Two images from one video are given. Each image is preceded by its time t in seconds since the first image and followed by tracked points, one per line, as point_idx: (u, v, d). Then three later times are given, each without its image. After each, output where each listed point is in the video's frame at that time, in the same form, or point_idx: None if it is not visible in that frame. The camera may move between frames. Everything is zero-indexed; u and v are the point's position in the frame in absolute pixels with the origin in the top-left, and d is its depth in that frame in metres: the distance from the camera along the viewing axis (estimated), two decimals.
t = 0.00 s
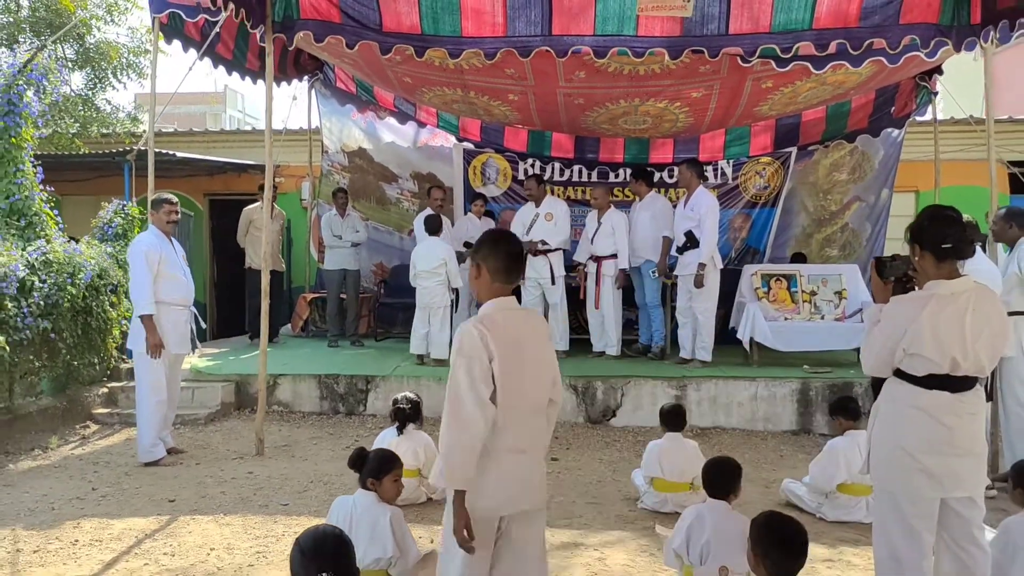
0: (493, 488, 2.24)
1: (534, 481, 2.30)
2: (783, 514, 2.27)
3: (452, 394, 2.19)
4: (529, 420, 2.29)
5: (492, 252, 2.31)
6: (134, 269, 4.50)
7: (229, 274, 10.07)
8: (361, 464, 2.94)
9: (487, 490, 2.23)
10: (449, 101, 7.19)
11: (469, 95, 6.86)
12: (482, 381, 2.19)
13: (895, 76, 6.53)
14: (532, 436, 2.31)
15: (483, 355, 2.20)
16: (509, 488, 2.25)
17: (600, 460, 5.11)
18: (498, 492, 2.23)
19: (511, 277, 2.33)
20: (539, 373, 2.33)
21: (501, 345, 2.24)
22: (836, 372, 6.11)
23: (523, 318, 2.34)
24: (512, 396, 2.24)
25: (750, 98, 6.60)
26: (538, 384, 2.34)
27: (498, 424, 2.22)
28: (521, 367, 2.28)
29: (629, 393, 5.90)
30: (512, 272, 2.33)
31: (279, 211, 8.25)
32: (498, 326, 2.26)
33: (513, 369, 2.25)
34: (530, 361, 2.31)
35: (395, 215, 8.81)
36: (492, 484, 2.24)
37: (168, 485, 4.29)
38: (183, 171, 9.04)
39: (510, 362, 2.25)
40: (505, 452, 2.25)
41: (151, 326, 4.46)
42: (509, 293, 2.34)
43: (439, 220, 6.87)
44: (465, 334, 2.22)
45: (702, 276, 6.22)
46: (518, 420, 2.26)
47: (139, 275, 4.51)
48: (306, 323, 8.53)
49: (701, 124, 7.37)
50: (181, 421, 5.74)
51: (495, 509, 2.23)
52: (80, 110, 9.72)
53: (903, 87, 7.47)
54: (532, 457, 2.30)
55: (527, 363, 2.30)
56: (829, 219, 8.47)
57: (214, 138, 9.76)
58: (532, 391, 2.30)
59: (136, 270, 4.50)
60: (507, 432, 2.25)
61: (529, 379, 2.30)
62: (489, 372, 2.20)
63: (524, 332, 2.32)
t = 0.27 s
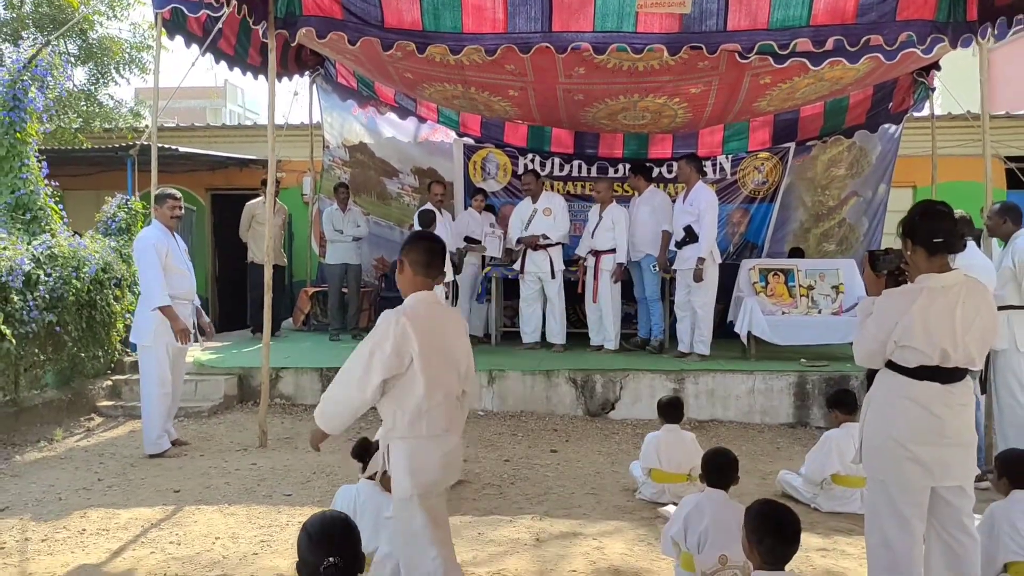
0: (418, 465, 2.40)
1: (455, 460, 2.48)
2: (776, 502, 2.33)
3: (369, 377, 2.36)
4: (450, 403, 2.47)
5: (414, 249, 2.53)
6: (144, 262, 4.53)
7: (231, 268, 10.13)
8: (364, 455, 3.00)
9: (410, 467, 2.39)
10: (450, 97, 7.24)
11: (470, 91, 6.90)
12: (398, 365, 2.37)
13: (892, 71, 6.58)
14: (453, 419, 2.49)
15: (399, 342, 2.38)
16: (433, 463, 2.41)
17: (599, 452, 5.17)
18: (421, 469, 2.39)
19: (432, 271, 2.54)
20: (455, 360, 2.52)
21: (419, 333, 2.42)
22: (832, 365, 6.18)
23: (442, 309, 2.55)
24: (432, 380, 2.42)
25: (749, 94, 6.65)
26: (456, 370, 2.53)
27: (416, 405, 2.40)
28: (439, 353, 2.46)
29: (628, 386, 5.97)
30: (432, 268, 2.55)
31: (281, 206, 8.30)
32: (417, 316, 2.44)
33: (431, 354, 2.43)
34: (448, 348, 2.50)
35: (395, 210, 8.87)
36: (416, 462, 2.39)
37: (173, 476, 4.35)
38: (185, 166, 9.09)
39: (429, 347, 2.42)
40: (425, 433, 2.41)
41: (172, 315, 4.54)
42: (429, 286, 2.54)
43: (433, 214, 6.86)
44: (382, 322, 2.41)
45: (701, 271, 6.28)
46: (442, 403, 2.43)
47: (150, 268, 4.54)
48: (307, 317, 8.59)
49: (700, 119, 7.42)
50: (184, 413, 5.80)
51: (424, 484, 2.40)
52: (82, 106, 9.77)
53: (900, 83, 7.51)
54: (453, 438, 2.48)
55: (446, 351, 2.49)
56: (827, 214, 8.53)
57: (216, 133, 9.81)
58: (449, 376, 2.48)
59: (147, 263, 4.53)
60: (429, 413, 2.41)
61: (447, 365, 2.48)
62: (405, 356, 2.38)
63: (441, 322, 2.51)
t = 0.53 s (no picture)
0: (333, 441, 2.62)
1: (370, 439, 2.69)
2: (776, 498, 2.34)
3: (305, 358, 2.57)
4: (370, 387, 2.68)
5: (352, 242, 2.67)
6: (145, 262, 4.52)
7: (231, 265, 10.13)
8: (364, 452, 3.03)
9: (330, 447, 2.61)
10: (450, 94, 7.24)
11: (470, 88, 6.91)
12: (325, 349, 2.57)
13: (892, 69, 6.59)
14: (372, 401, 2.69)
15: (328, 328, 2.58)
16: (347, 442, 2.63)
17: (599, 449, 5.19)
18: (339, 449, 2.62)
19: (370, 264, 2.69)
20: (380, 349, 2.73)
21: (347, 321, 2.61)
22: (832, 362, 6.19)
23: (373, 301, 2.74)
24: (353, 366, 2.62)
25: (748, 91, 6.65)
26: (379, 357, 2.73)
27: (337, 387, 2.61)
28: (364, 341, 2.67)
29: (628, 382, 5.98)
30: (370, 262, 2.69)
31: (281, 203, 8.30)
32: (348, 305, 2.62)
33: (355, 341, 2.63)
34: (373, 337, 2.70)
35: (395, 206, 8.86)
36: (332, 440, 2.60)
37: (174, 473, 4.36)
38: (185, 163, 9.09)
39: (355, 336, 2.63)
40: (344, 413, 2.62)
41: (162, 317, 4.46)
42: (366, 276, 2.71)
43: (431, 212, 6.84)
44: (314, 311, 2.59)
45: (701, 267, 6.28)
46: (360, 387, 2.64)
47: (150, 267, 4.53)
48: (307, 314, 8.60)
49: (699, 117, 7.42)
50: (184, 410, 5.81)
51: (338, 461, 2.62)
52: (82, 103, 9.77)
53: (900, 80, 7.49)
54: (372, 421, 2.69)
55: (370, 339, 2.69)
56: (827, 211, 8.53)
57: (216, 130, 9.81)
58: (371, 362, 2.69)
59: (148, 263, 4.52)
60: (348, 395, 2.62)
61: (370, 352, 2.68)
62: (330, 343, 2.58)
63: (369, 312, 2.70)
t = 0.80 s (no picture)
0: (262, 426, 2.73)
1: (306, 429, 2.76)
2: (774, 497, 2.32)
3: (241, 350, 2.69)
4: (303, 379, 2.75)
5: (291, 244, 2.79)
6: (138, 261, 4.49)
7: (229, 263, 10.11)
8: (361, 451, 2.94)
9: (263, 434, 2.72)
10: (448, 91, 7.21)
11: (468, 85, 6.88)
12: (257, 342, 2.69)
13: (892, 66, 6.57)
14: (306, 393, 2.76)
15: (260, 322, 2.69)
16: (278, 430, 2.72)
17: (597, 447, 5.17)
18: (271, 436, 2.72)
19: (308, 264, 2.81)
20: (320, 343, 2.80)
21: (279, 317, 2.71)
22: (831, 360, 6.17)
23: (317, 299, 2.82)
24: (284, 358, 2.72)
25: (748, 88, 6.62)
26: (318, 352, 2.79)
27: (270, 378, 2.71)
28: (299, 336, 2.75)
29: (627, 380, 5.96)
30: (312, 262, 2.83)
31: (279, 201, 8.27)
32: (284, 303, 2.73)
33: (287, 335, 2.72)
34: (310, 333, 2.78)
35: (394, 204, 8.84)
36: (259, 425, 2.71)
37: (170, 471, 4.34)
38: (183, 161, 9.07)
39: (288, 330, 2.72)
40: (275, 403, 2.72)
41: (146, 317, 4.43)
42: (307, 277, 2.82)
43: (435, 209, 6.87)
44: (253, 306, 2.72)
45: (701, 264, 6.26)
46: (291, 378, 2.73)
47: (144, 265, 4.49)
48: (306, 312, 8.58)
49: (699, 114, 7.40)
50: (181, 409, 5.80)
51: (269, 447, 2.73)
52: (79, 100, 9.75)
53: (900, 78, 7.42)
54: (306, 412, 2.75)
55: (307, 335, 2.77)
56: (827, 209, 8.52)
57: (214, 128, 9.78)
58: (306, 356, 2.76)
59: (140, 263, 4.48)
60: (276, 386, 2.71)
61: (304, 346, 2.76)
62: (262, 336, 2.69)
63: (308, 309, 2.79)
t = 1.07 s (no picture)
0: (204, 411, 2.86)
1: (248, 412, 2.90)
2: (769, 499, 2.27)
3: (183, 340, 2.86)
4: (243, 365, 2.89)
5: (229, 240, 2.95)
6: (128, 261, 4.42)
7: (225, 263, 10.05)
8: (349, 453, 2.91)
9: (206, 420, 2.84)
10: (444, 88, 7.15)
11: (463, 82, 6.82)
12: (196, 332, 2.85)
13: (890, 61, 6.51)
14: (247, 378, 2.91)
15: (198, 311, 2.86)
16: (220, 413, 2.85)
17: (594, 448, 5.11)
18: (214, 421, 2.85)
19: (247, 254, 2.95)
20: (259, 330, 2.93)
21: (216, 307, 2.87)
22: (831, 359, 6.11)
23: (257, 288, 2.97)
24: (223, 345, 2.87)
25: (746, 83, 6.56)
26: (259, 338, 2.93)
27: (211, 365, 2.86)
28: (237, 324, 2.90)
29: (624, 380, 5.90)
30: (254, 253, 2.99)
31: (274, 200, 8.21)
32: (223, 293, 2.88)
33: (224, 324, 2.88)
34: (249, 321, 2.92)
35: (391, 203, 8.78)
36: (203, 409, 2.86)
37: (161, 474, 4.28)
38: (177, 160, 9.01)
39: (225, 319, 2.87)
40: (217, 388, 2.87)
41: (143, 318, 4.31)
42: (248, 267, 2.97)
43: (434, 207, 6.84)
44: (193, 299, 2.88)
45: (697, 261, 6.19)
46: (232, 364, 2.88)
47: (133, 265, 4.42)
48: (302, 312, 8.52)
49: (697, 110, 7.34)
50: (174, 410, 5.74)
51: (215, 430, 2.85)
52: (73, 99, 9.68)
53: (900, 73, 7.42)
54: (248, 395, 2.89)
55: (247, 323, 2.92)
56: (826, 206, 8.46)
57: (208, 127, 9.72)
58: (246, 343, 2.91)
59: (131, 263, 4.41)
60: (217, 371, 2.87)
61: (244, 334, 2.91)
62: (201, 325, 2.85)
63: (248, 298, 2.93)
